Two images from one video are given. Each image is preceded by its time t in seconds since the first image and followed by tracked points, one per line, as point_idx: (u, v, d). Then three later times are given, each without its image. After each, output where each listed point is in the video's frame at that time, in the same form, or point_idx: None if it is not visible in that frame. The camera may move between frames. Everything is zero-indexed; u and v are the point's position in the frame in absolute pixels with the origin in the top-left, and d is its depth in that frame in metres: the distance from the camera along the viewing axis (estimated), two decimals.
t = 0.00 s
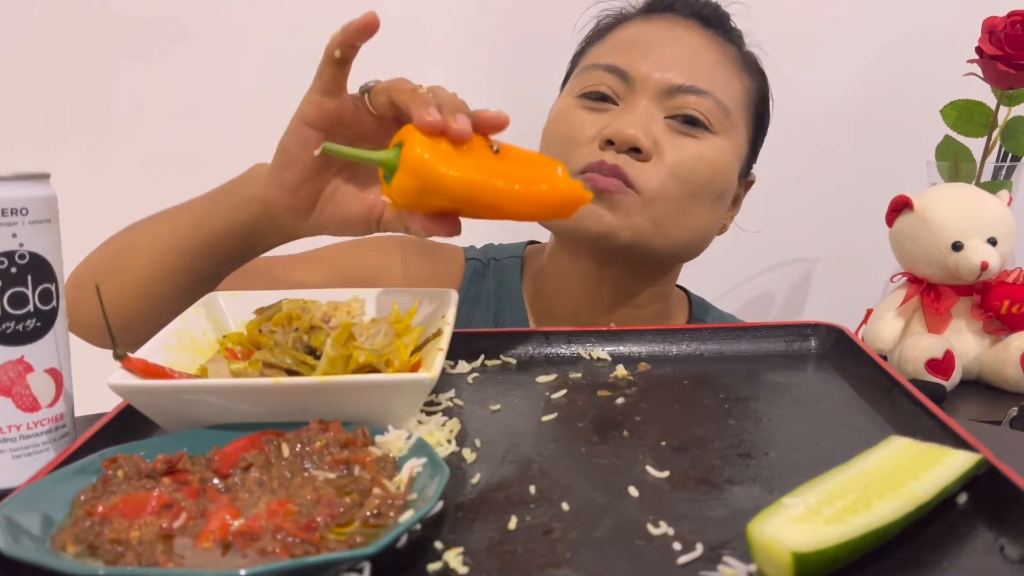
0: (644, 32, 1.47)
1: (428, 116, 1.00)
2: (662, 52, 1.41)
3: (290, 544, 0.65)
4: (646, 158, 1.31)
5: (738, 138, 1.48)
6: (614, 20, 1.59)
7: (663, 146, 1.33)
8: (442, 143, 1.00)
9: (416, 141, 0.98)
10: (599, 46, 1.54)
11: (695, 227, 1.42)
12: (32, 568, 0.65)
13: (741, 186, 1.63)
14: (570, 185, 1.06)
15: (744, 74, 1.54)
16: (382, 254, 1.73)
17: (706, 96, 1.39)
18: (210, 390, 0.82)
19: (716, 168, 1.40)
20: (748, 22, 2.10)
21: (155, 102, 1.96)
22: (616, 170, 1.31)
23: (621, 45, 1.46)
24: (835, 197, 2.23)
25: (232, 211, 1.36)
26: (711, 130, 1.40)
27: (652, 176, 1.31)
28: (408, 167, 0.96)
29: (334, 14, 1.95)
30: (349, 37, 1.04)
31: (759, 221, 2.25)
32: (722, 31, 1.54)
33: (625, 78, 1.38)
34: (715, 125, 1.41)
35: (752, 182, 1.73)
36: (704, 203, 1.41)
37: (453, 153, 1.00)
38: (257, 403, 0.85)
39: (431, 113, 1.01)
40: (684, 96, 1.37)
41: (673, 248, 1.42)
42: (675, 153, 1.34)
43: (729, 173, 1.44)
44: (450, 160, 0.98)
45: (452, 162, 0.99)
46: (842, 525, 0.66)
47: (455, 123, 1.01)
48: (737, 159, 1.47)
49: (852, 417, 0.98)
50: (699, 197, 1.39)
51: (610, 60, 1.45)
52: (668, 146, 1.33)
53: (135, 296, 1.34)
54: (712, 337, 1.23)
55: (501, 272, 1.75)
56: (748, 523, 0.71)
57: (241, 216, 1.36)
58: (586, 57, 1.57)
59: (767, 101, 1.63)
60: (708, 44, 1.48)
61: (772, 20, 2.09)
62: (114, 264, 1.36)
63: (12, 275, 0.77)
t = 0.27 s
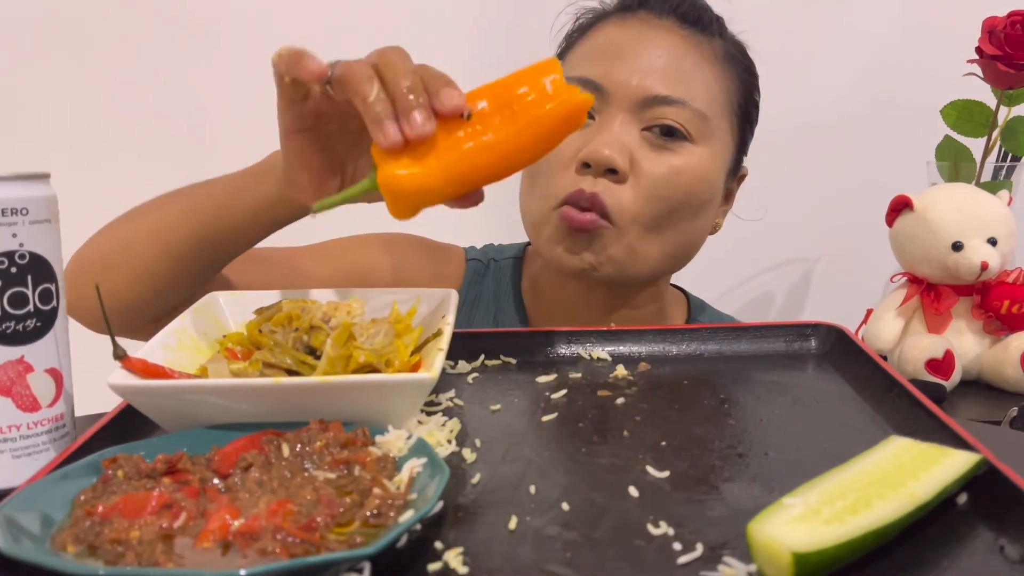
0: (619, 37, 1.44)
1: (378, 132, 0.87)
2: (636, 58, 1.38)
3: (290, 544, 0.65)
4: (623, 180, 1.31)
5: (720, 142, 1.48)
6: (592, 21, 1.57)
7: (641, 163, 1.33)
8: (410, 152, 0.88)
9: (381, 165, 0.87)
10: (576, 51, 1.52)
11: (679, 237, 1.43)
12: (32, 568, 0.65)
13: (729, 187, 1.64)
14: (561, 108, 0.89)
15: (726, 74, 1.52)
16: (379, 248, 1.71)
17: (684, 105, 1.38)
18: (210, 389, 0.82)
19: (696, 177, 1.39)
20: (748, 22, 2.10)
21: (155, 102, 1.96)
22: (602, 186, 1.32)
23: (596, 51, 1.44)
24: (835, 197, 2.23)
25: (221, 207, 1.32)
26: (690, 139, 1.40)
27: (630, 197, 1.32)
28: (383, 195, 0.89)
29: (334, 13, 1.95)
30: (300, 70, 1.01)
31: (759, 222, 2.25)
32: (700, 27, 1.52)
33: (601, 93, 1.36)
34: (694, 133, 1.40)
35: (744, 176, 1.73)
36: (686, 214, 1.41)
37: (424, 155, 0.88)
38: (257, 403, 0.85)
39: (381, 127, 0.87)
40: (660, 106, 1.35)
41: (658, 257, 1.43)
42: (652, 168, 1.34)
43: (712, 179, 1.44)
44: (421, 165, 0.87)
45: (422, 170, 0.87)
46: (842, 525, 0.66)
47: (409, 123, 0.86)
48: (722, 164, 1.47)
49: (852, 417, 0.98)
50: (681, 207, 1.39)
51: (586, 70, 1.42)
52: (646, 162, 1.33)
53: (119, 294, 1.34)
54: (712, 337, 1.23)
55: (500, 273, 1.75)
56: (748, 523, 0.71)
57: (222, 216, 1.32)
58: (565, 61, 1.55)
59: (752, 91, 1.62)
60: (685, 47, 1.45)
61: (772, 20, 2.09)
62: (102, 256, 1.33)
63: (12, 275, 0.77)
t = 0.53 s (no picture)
0: (615, 39, 1.44)
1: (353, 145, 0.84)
2: (632, 59, 1.37)
3: (290, 544, 0.65)
4: (623, 183, 1.32)
5: (719, 143, 1.48)
6: (587, 22, 1.57)
7: (640, 166, 1.33)
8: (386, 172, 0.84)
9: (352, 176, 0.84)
10: (571, 52, 1.52)
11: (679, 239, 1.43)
12: (32, 568, 0.65)
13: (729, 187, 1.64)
14: (551, 163, 0.84)
15: (723, 73, 1.52)
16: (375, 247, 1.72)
17: (683, 106, 1.37)
18: (210, 390, 0.82)
19: (695, 179, 1.39)
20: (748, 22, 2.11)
21: (155, 102, 1.96)
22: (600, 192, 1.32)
23: (592, 53, 1.44)
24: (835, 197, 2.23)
25: (203, 208, 1.31)
26: (689, 140, 1.39)
27: (630, 201, 1.33)
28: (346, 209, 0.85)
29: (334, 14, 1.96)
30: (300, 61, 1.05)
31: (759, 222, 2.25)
32: (697, 27, 1.51)
33: (598, 94, 1.36)
34: (693, 135, 1.40)
35: (743, 175, 1.73)
36: (686, 218, 1.41)
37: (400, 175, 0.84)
38: (257, 403, 0.85)
39: (357, 139, 0.84)
40: (658, 108, 1.35)
41: (657, 260, 1.43)
42: (651, 171, 1.34)
43: (712, 180, 1.44)
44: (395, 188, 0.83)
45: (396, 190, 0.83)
46: (842, 525, 0.66)
47: (386, 143, 0.83)
48: (721, 165, 1.47)
49: (852, 417, 0.98)
50: (680, 211, 1.39)
51: (581, 72, 1.42)
52: (645, 165, 1.33)
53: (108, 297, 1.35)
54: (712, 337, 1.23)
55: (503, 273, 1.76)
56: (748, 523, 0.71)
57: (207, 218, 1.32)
58: (559, 63, 1.55)
59: (750, 88, 1.61)
60: (683, 48, 1.45)
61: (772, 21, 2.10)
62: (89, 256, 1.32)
63: (12, 275, 0.77)
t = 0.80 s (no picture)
0: (624, 37, 1.44)
1: (368, 124, 0.90)
2: (641, 58, 1.38)
3: (291, 544, 0.65)
4: (629, 178, 1.31)
5: (725, 143, 1.47)
6: (596, 21, 1.57)
7: (646, 162, 1.32)
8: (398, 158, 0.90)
9: (367, 157, 0.89)
10: (579, 51, 1.52)
11: (684, 239, 1.42)
12: (32, 568, 0.65)
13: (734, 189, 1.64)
14: (546, 165, 0.95)
15: (731, 73, 1.52)
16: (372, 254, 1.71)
17: (690, 104, 1.37)
18: (210, 390, 0.82)
19: (702, 178, 1.39)
20: (748, 22, 2.11)
21: (154, 103, 1.96)
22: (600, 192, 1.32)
23: (600, 51, 1.44)
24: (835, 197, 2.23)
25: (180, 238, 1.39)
26: (696, 139, 1.39)
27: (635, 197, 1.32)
28: (360, 188, 0.88)
29: (334, 15, 1.96)
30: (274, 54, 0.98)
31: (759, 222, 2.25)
32: (706, 27, 1.52)
33: (605, 90, 1.37)
34: (699, 134, 1.40)
35: (749, 179, 1.74)
36: (691, 217, 1.41)
37: (410, 163, 0.91)
38: (257, 403, 0.85)
39: (372, 120, 0.90)
40: (664, 107, 1.35)
41: (662, 260, 1.42)
42: (657, 168, 1.33)
43: (718, 180, 1.43)
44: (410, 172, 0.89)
45: (411, 174, 0.89)
46: (842, 525, 0.66)
47: (402, 127, 0.91)
48: (727, 165, 1.47)
49: (852, 417, 0.97)
50: (685, 210, 1.39)
51: (588, 69, 1.43)
52: (651, 161, 1.33)
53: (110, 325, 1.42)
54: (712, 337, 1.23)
55: (500, 275, 1.76)
56: (748, 524, 0.71)
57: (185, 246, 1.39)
58: (567, 61, 1.56)
59: (756, 90, 1.61)
60: (691, 46, 1.45)
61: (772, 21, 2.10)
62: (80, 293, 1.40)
63: (12, 275, 0.77)
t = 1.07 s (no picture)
0: (627, 34, 1.45)
1: (392, 163, 0.89)
2: (643, 54, 1.39)
3: (291, 544, 0.65)
4: (623, 172, 1.30)
5: (726, 141, 1.47)
6: (600, 20, 1.58)
7: (642, 157, 1.31)
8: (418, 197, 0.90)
9: (392, 198, 0.88)
10: (583, 48, 1.53)
11: (683, 235, 1.41)
12: (32, 568, 0.65)
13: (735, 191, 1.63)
14: (545, 197, 0.99)
15: (734, 72, 1.52)
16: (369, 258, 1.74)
17: (691, 99, 1.37)
18: (210, 390, 0.82)
19: (701, 174, 1.38)
20: (748, 22, 2.11)
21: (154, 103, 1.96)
22: (595, 183, 1.31)
23: (603, 48, 1.45)
24: (835, 197, 2.22)
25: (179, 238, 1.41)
26: (696, 135, 1.39)
27: (631, 190, 1.30)
28: (386, 229, 0.87)
29: (335, 15, 1.96)
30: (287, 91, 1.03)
31: (759, 222, 2.25)
32: (709, 26, 1.52)
33: (606, 84, 1.37)
34: (699, 130, 1.39)
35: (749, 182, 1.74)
36: (688, 211, 1.39)
37: (431, 201, 0.91)
38: (257, 403, 0.85)
39: (395, 159, 0.89)
40: (664, 101, 1.35)
41: (660, 258, 1.42)
42: (654, 161, 1.33)
43: (718, 177, 1.42)
44: (432, 212, 0.90)
45: (433, 215, 0.90)
46: (842, 525, 0.66)
47: (425, 167, 0.90)
48: (728, 163, 1.46)
49: (852, 417, 0.97)
50: (682, 204, 1.37)
51: (591, 65, 1.44)
52: (647, 156, 1.32)
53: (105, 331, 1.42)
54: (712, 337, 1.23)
55: (497, 277, 1.76)
56: (748, 523, 0.71)
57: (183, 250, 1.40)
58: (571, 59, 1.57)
59: (760, 94, 1.61)
60: (693, 44, 1.45)
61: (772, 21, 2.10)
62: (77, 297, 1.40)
63: (12, 275, 0.77)
